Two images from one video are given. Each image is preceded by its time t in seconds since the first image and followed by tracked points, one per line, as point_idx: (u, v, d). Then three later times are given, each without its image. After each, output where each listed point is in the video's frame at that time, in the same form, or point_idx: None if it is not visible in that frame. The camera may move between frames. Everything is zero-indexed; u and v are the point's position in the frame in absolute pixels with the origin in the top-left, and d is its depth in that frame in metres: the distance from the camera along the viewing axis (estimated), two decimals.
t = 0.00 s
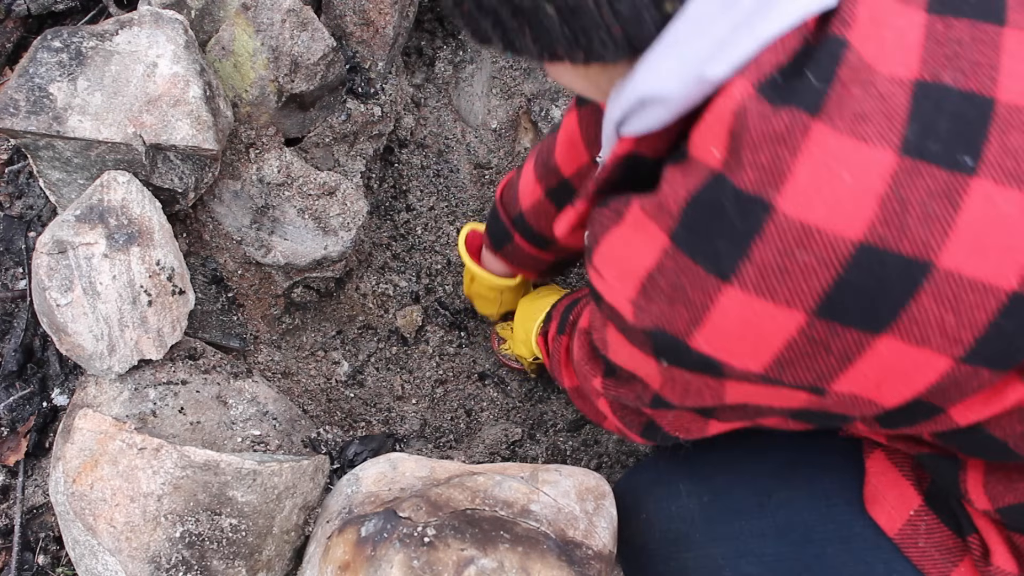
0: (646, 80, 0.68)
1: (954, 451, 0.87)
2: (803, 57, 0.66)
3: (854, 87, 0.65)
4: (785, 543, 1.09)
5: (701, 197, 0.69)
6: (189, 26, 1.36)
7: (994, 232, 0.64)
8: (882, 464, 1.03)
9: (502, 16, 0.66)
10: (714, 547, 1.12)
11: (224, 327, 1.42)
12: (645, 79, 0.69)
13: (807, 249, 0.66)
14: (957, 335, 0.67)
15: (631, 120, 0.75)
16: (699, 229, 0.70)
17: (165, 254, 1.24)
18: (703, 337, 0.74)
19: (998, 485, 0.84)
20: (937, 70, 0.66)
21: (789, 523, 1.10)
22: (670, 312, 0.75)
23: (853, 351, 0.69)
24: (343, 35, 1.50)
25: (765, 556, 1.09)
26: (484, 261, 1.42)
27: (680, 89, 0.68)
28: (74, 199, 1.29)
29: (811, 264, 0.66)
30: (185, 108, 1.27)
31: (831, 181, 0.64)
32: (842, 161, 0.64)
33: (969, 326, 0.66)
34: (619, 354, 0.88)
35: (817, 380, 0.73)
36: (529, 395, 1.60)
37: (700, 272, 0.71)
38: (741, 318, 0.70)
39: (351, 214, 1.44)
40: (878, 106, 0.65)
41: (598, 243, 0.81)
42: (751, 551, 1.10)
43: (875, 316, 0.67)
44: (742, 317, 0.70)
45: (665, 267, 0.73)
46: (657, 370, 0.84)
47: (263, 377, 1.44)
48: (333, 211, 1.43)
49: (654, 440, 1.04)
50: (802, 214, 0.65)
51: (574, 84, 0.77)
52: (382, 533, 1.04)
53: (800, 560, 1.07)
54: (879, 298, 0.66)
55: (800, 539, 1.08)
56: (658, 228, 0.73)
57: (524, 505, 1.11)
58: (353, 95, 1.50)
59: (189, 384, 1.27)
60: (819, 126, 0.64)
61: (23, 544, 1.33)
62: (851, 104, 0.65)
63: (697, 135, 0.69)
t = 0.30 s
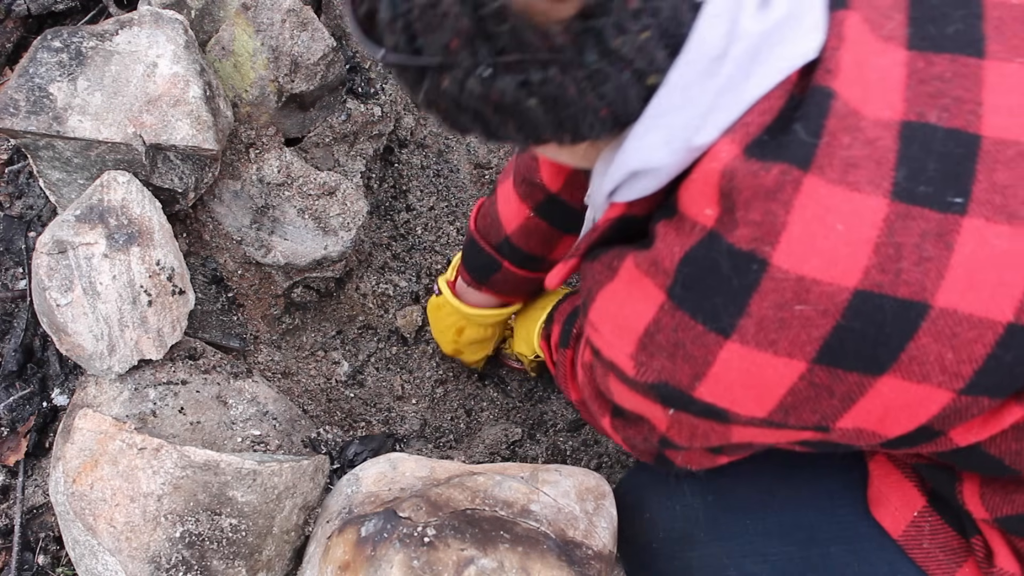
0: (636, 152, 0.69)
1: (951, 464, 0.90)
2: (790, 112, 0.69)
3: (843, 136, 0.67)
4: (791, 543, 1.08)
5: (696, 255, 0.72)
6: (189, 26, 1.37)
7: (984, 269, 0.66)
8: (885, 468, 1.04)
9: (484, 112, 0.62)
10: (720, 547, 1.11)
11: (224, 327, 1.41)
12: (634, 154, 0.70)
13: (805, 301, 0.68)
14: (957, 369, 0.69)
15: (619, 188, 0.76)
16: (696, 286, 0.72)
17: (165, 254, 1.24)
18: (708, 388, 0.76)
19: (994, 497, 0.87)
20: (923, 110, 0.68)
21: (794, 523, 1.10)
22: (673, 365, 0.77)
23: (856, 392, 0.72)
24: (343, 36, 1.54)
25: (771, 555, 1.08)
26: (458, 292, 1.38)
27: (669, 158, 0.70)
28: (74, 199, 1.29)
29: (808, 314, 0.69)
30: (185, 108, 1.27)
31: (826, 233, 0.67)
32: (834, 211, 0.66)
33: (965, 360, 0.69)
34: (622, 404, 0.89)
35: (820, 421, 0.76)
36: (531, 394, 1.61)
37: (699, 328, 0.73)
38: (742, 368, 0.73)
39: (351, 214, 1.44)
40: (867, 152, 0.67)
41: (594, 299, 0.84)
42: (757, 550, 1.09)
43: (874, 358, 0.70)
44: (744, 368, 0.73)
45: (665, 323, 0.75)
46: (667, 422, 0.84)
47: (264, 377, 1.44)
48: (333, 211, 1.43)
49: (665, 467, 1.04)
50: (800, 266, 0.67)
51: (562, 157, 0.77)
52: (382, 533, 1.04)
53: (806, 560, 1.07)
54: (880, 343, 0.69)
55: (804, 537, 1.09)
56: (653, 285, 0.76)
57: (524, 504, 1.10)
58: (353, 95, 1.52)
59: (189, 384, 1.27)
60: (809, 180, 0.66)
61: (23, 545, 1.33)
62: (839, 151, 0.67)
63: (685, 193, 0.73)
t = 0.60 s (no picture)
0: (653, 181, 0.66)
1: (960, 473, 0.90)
2: (811, 142, 0.64)
3: (862, 167, 0.64)
4: (789, 545, 1.09)
5: (710, 292, 0.69)
6: (189, 26, 1.37)
7: (1006, 298, 0.64)
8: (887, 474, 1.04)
9: (500, 145, 0.64)
10: (717, 548, 1.11)
11: (224, 327, 1.41)
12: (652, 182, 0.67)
13: (824, 337, 0.66)
14: (978, 398, 0.69)
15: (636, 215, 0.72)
16: (712, 324, 0.70)
17: (164, 254, 1.24)
18: (725, 419, 0.75)
19: (1001, 504, 0.86)
20: (941, 134, 0.65)
21: (793, 526, 1.10)
22: (689, 398, 0.76)
23: (876, 421, 0.72)
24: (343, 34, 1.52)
25: (768, 557, 1.09)
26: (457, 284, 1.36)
27: (687, 188, 0.66)
28: (74, 199, 1.29)
29: (828, 349, 0.67)
30: (185, 108, 1.27)
31: (845, 271, 0.64)
32: (854, 248, 0.63)
33: (988, 388, 0.68)
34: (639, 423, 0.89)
35: (838, 446, 0.75)
36: (530, 394, 1.60)
37: (718, 363, 0.71)
38: (761, 401, 0.72)
39: (351, 214, 1.44)
40: (886, 181, 0.64)
41: (610, 324, 0.82)
42: (756, 552, 1.10)
43: (893, 388, 0.68)
44: (765, 400, 0.71)
45: (682, 357, 0.74)
46: (684, 442, 0.84)
47: (264, 377, 1.44)
48: (332, 211, 1.43)
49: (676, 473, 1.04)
50: (816, 304, 0.65)
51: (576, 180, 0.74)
52: (382, 533, 1.04)
53: (804, 561, 1.08)
54: (901, 373, 0.67)
55: (802, 539, 1.09)
56: (668, 316, 0.74)
57: (524, 504, 1.11)
58: (353, 95, 1.53)
59: (189, 384, 1.27)
60: (830, 218, 0.63)
61: (23, 544, 1.33)
62: (858, 182, 0.64)
63: (699, 223, 0.69)
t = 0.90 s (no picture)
0: (667, 216, 0.70)
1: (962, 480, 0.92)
2: (819, 168, 0.67)
3: (870, 193, 0.67)
4: (793, 545, 1.09)
5: (720, 317, 0.73)
6: (189, 26, 1.37)
7: (1011, 318, 0.68)
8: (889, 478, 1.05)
9: (521, 197, 0.66)
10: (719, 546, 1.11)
11: (224, 327, 1.41)
12: (666, 218, 0.70)
13: (833, 359, 0.70)
14: (983, 415, 0.72)
15: (651, 248, 0.76)
16: (721, 348, 0.74)
17: (164, 254, 1.24)
18: (733, 440, 0.79)
19: (1002, 512, 0.88)
20: (949, 157, 0.67)
21: (795, 526, 1.10)
22: (697, 420, 0.80)
23: (883, 440, 0.75)
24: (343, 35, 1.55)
25: (770, 556, 1.09)
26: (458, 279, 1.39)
27: (700, 222, 0.70)
28: (74, 199, 1.29)
29: (836, 372, 0.71)
30: (185, 108, 1.27)
31: (852, 296, 0.68)
32: (860, 273, 0.67)
33: (992, 406, 0.72)
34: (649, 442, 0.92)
35: (843, 464, 0.79)
36: (531, 395, 1.61)
37: (727, 385, 0.75)
38: (769, 423, 0.76)
39: (351, 214, 1.44)
40: (892, 207, 0.67)
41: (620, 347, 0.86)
42: (758, 551, 1.10)
43: (899, 409, 0.72)
44: (773, 423, 0.76)
45: (692, 379, 0.78)
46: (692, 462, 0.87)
47: (264, 377, 1.44)
48: (333, 211, 1.44)
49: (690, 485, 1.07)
50: (826, 327, 0.69)
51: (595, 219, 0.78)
52: (382, 533, 1.04)
53: (807, 561, 1.08)
54: (907, 394, 0.71)
55: (806, 540, 1.09)
56: (675, 340, 0.79)
57: (524, 504, 1.11)
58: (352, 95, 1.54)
59: (189, 384, 1.27)
60: (836, 246, 0.67)
61: (23, 544, 1.33)
62: (866, 209, 0.67)
63: (711, 251, 0.73)
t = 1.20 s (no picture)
0: (591, 216, 0.68)
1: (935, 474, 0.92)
2: (739, 155, 0.66)
3: (795, 177, 0.64)
4: (786, 539, 1.08)
5: (658, 307, 0.70)
6: (189, 26, 1.37)
7: (949, 297, 0.65)
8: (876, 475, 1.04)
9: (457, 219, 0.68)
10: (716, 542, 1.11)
11: (224, 327, 1.41)
12: (591, 217, 0.68)
13: (768, 344, 0.68)
14: (931, 398, 0.69)
15: (587, 252, 0.74)
16: (659, 337, 0.71)
17: (165, 254, 1.24)
18: (684, 434, 0.76)
19: (979, 506, 0.88)
20: (877, 140, 0.65)
21: (788, 520, 1.09)
22: (648, 415, 0.77)
23: (832, 426, 0.72)
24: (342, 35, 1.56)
25: (764, 550, 1.08)
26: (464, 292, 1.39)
27: (625, 219, 0.68)
28: (74, 198, 1.29)
29: (774, 356, 0.68)
30: (185, 108, 1.27)
31: (784, 278, 0.65)
32: (791, 255, 0.65)
33: (942, 390, 0.69)
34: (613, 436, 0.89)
35: (801, 454, 0.76)
36: (530, 394, 1.61)
37: (670, 377, 0.72)
38: (716, 415, 0.73)
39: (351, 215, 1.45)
40: (821, 189, 0.64)
41: (570, 348, 0.83)
42: (752, 545, 1.09)
43: (842, 394, 0.70)
44: (717, 412, 0.72)
45: (636, 373, 0.75)
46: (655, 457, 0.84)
47: (263, 377, 1.44)
48: (332, 211, 1.44)
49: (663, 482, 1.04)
50: (758, 311, 0.66)
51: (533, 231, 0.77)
52: (382, 533, 1.03)
53: (800, 556, 1.07)
54: (847, 376, 0.68)
55: (799, 535, 1.08)
56: (621, 336, 0.75)
57: (524, 505, 1.10)
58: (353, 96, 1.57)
59: (189, 384, 1.27)
60: (763, 229, 0.64)
61: (23, 544, 1.33)
62: (793, 192, 0.64)
63: (645, 247, 0.70)
